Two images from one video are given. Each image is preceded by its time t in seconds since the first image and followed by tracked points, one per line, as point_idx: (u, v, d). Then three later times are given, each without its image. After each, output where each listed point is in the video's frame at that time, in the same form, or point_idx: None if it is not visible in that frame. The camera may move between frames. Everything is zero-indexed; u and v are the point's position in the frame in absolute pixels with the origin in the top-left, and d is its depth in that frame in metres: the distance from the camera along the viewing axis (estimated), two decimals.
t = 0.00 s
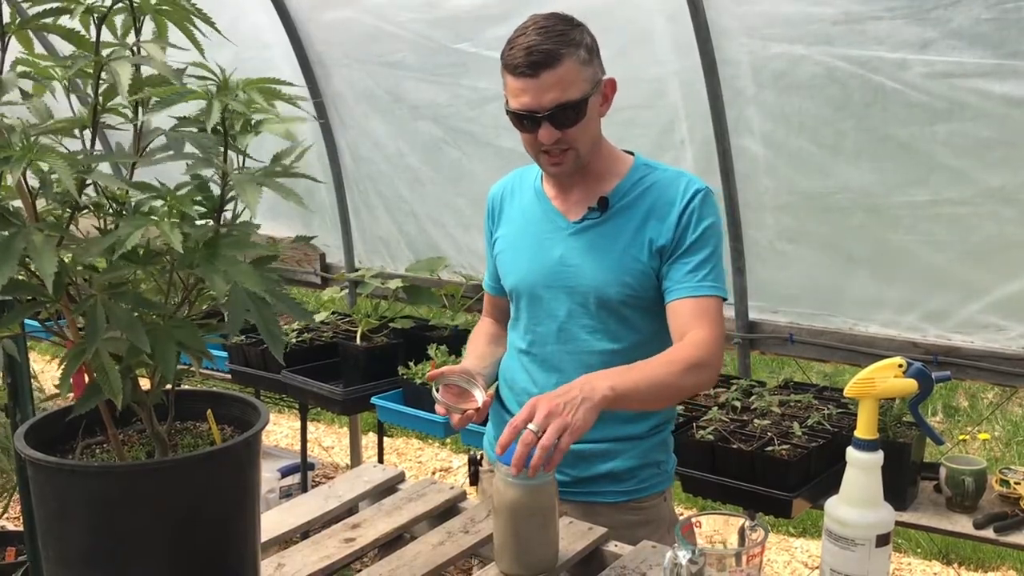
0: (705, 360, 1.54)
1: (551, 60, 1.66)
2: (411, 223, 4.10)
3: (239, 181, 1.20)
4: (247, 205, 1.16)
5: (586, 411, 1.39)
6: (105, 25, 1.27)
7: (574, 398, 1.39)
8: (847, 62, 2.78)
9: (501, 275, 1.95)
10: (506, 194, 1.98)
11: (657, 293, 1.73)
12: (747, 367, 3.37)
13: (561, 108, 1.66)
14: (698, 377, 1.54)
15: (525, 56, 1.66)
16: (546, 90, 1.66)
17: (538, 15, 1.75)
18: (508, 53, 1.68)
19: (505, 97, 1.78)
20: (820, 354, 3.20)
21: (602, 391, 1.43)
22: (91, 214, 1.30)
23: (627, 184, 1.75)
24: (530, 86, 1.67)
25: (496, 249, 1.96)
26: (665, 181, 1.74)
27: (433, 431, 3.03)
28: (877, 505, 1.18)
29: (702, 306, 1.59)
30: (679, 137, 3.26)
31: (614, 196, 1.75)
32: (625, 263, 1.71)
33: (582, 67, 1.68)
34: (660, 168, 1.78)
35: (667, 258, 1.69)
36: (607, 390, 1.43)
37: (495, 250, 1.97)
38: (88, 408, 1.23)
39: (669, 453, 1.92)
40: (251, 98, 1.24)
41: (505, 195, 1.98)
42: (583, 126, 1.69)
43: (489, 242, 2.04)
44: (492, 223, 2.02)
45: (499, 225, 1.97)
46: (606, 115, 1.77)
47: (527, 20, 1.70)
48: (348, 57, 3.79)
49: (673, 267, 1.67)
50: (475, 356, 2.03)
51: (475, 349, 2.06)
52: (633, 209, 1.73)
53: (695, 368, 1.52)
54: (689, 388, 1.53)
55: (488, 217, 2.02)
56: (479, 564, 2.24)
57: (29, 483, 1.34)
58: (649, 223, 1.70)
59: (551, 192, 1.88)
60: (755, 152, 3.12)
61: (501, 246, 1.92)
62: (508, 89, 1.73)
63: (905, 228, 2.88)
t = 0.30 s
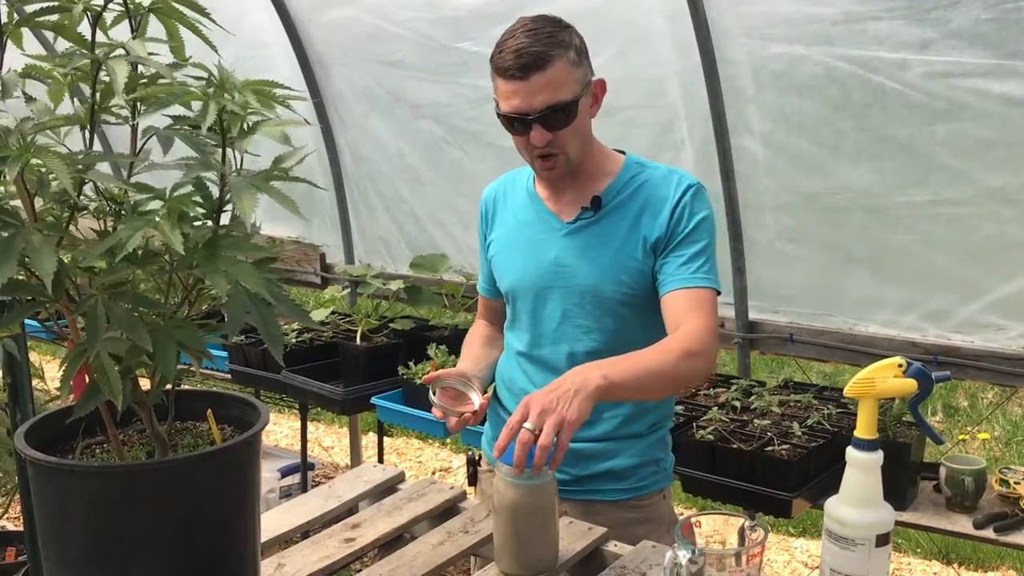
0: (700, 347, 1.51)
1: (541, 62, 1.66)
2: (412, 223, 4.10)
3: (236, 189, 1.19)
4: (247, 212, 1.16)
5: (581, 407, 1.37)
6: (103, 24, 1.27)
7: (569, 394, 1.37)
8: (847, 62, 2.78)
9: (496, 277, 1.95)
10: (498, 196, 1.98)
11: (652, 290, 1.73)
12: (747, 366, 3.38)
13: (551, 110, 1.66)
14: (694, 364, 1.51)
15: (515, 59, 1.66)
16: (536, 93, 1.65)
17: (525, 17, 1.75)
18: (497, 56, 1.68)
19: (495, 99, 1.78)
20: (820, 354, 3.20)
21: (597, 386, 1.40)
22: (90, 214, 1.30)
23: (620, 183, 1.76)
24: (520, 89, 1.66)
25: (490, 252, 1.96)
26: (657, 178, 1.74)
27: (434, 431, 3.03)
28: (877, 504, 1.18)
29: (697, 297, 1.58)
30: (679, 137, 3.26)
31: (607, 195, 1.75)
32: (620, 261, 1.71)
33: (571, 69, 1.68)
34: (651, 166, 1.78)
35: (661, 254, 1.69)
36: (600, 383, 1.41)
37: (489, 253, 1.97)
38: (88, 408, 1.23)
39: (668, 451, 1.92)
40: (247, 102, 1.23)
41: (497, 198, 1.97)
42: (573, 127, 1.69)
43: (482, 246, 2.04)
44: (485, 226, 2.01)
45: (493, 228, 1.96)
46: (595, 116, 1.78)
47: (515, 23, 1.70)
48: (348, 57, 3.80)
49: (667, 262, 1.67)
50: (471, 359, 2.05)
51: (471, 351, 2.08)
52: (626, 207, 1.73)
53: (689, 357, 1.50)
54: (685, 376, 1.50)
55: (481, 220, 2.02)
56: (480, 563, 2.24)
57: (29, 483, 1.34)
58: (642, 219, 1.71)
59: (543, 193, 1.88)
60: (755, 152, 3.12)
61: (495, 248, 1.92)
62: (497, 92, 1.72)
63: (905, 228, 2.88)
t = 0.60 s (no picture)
0: (700, 344, 1.51)
1: (533, 63, 1.66)
2: (412, 222, 4.10)
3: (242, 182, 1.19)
4: (246, 204, 1.16)
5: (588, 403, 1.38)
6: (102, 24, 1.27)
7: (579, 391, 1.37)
8: (847, 62, 2.78)
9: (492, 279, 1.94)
10: (492, 198, 1.97)
11: (648, 288, 1.73)
12: (747, 366, 3.38)
13: (544, 110, 1.66)
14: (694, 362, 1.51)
15: (507, 60, 1.66)
16: (529, 93, 1.66)
17: (517, 19, 1.75)
18: (489, 57, 1.68)
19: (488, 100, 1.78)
20: (820, 353, 3.20)
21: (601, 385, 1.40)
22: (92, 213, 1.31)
23: (614, 182, 1.76)
24: (513, 90, 1.67)
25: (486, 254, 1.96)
26: (651, 176, 1.75)
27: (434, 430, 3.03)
28: (877, 504, 1.18)
29: (694, 293, 1.58)
30: (679, 137, 3.26)
31: (602, 194, 1.75)
32: (616, 260, 1.71)
33: (563, 68, 1.69)
34: (644, 165, 1.79)
35: (656, 251, 1.69)
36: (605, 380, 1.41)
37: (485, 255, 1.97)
38: (88, 407, 1.23)
39: (667, 450, 1.92)
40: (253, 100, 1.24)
41: (492, 200, 1.97)
42: (566, 127, 1.69)
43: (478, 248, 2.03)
44: (480, 228, 2.01)
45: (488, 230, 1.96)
46: (588, 115, 1.78)
47: (505, 24, 1.71)
48: (348, 57, 3.80)
49: (663, 259, 1.67)
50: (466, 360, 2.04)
51: (466, 352, 2.06)
52: (621, 205, 1.73)
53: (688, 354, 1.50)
54: (683, 374, 1.50)
55: (476, 222, 2.01)
56: (480, 563, 2.24)
57: (29, 483, 1.34)
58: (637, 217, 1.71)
59: (538, 194, 1.87)
60: (755, 152, 3.11)
61: (491, 250, 1.92)
62: (490, 92, 1.73)
63: (905, 227, 2.88)
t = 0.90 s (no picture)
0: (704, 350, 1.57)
1: (534, 63, 1.66)
2: (412, 222, 4.10)
3: (226, 186, 1.21)
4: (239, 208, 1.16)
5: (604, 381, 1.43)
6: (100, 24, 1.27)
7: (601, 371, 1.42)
8: (847, 62, 2.78)
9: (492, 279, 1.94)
10: (491, 198, 1.97)
11: (648, 289, 1.73)
12: (747, 366, 3.38)
13: (544, 111, 1.66)
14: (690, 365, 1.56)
15: (507, 60, 1.67)
16: (529, 94, 1.66)
17: (517, 18, 1.76)
18: (489, 58, 1.69)
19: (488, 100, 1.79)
20: (820, 353, 3.20)
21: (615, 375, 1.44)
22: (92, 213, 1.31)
23: (614, 181, 1.76)
24: (513, 90, 1.67)
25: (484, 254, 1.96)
26: (651, 176, 1.75)
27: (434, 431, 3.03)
28: (877, 504, 1.18)
29: (694, 299, 1.61)
30: (679, 136, 3.26)
31: (602, 194, 1.75)
32: (616, 260, 1.72)
33: (564, 69, 1.69)
34: (644, 165, 1.79)
35: (657, 252, 1.69)
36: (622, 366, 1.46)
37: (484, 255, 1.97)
38: (88, 407, 1.23)
39: (667, 449, 1.92)
40: (234, 100, 1.22)
41: (491, 200, 1.97)
42: (566, 127, 1.69)
43: (477, 248, 2.03)
44: (479, 228, 2.01)
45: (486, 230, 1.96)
46: (588, 115, 1.78)
47: (506, 24, 1.71)
48: (348, 57, 3.80)
49: (664, 259, 1.67)
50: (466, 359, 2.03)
51: (464, 353, 2.06)
52: (621, 205, 1.74)
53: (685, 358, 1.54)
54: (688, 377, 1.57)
55: (475, 222, 2.01)
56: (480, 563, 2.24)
57: (29, 483, 1.34)
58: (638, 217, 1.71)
59: (538, 194, 1.87)
60: (755, 152, 3.11)
61: (491, 249, 1.92)
62: (490, 93, 1.73)
63: (905, 227, 2.88)
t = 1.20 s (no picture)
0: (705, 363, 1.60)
1: (534, 69, 1.66)
2: (412, 222, 4.10)
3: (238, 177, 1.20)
4: (242, 199, 1.16)
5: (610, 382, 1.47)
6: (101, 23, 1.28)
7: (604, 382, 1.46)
8: (847, 62, 2.78)
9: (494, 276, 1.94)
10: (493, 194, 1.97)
11: (651, 289, 1.74)
12: (747, 366, 3.38)
13: (545, 116, 1.66)
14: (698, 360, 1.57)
15: (507, 67, 1.67)
16: (530, 100, 1.66)
17: (519, 24, 1.75)
18: (490, 65, 1.69)
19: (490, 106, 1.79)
20: (820, 353, 3.20)
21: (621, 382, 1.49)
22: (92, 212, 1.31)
23: (619, 181, 1.75)
24: (514, 97, 1.68)
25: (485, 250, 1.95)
26: (657, 176, 1.75)
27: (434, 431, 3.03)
28: (877, 504, 1.18)
29: (700, 299, 1.60)
30: (679, 136, 3.26)
31: (606, 192, 1.75)
32: (620, 259, 1.72)
33: (565, 74, 1.69)
34: (649, 165, 1.79)
35: (661, 252, 1.70)
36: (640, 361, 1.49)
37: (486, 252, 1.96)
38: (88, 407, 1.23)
39: (667, 450, 1.92)
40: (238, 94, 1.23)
41: (493, 195, 1.96)
42: (567, 132, 1.69)
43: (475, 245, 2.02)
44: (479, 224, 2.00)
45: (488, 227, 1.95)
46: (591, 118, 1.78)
47: (507, 30, 1.71)
48: (348, 57, 3.79)
49: (668, 259, 1.67)
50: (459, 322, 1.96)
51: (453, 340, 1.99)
52: (626, 205, 1.74)
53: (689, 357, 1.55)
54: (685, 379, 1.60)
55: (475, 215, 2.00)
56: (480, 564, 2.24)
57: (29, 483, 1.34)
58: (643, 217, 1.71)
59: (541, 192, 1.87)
60: (755, 152, 3.12)
61: (493, 247, 1.91)
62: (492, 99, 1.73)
63: (905, 227, 2.88)
